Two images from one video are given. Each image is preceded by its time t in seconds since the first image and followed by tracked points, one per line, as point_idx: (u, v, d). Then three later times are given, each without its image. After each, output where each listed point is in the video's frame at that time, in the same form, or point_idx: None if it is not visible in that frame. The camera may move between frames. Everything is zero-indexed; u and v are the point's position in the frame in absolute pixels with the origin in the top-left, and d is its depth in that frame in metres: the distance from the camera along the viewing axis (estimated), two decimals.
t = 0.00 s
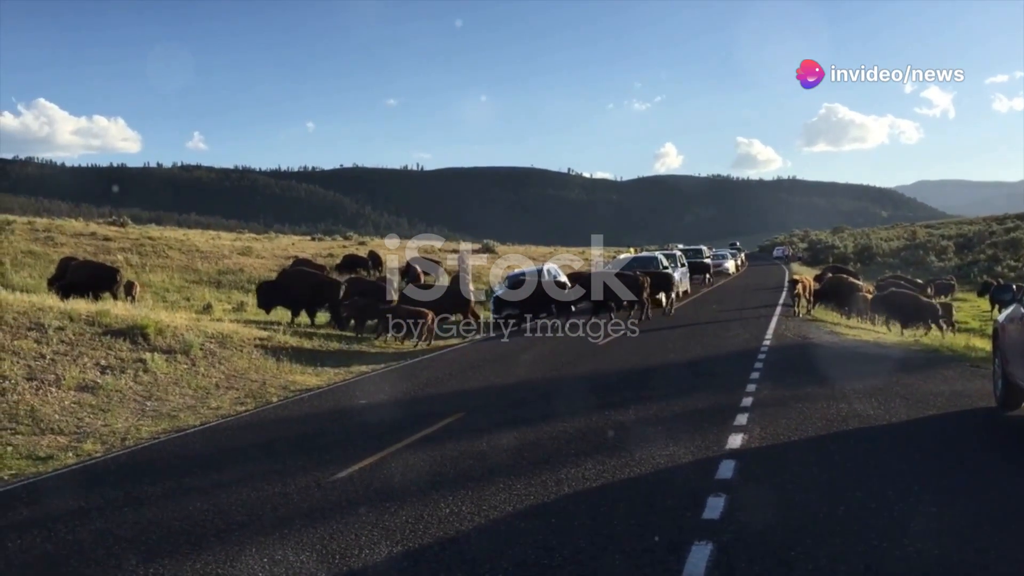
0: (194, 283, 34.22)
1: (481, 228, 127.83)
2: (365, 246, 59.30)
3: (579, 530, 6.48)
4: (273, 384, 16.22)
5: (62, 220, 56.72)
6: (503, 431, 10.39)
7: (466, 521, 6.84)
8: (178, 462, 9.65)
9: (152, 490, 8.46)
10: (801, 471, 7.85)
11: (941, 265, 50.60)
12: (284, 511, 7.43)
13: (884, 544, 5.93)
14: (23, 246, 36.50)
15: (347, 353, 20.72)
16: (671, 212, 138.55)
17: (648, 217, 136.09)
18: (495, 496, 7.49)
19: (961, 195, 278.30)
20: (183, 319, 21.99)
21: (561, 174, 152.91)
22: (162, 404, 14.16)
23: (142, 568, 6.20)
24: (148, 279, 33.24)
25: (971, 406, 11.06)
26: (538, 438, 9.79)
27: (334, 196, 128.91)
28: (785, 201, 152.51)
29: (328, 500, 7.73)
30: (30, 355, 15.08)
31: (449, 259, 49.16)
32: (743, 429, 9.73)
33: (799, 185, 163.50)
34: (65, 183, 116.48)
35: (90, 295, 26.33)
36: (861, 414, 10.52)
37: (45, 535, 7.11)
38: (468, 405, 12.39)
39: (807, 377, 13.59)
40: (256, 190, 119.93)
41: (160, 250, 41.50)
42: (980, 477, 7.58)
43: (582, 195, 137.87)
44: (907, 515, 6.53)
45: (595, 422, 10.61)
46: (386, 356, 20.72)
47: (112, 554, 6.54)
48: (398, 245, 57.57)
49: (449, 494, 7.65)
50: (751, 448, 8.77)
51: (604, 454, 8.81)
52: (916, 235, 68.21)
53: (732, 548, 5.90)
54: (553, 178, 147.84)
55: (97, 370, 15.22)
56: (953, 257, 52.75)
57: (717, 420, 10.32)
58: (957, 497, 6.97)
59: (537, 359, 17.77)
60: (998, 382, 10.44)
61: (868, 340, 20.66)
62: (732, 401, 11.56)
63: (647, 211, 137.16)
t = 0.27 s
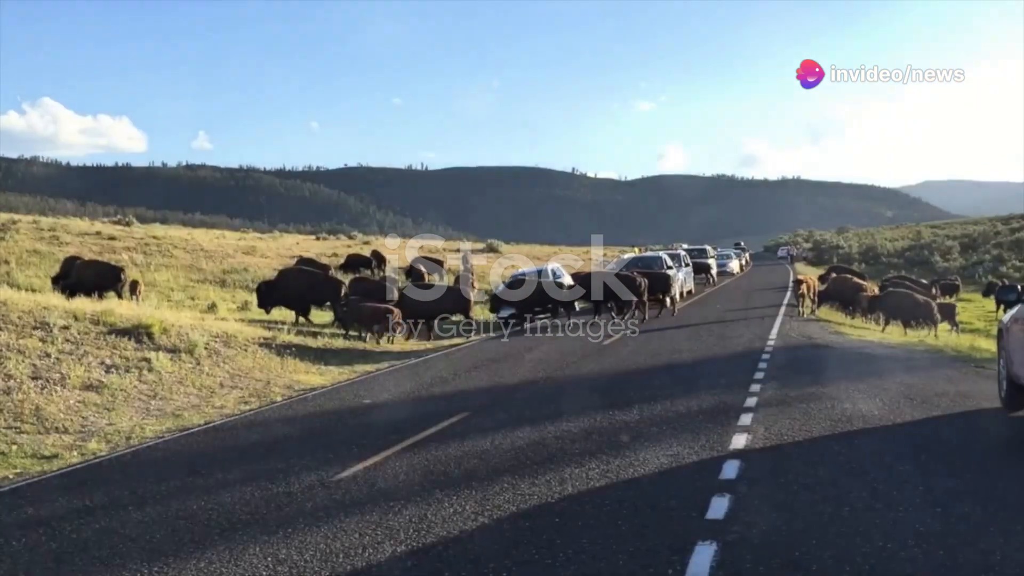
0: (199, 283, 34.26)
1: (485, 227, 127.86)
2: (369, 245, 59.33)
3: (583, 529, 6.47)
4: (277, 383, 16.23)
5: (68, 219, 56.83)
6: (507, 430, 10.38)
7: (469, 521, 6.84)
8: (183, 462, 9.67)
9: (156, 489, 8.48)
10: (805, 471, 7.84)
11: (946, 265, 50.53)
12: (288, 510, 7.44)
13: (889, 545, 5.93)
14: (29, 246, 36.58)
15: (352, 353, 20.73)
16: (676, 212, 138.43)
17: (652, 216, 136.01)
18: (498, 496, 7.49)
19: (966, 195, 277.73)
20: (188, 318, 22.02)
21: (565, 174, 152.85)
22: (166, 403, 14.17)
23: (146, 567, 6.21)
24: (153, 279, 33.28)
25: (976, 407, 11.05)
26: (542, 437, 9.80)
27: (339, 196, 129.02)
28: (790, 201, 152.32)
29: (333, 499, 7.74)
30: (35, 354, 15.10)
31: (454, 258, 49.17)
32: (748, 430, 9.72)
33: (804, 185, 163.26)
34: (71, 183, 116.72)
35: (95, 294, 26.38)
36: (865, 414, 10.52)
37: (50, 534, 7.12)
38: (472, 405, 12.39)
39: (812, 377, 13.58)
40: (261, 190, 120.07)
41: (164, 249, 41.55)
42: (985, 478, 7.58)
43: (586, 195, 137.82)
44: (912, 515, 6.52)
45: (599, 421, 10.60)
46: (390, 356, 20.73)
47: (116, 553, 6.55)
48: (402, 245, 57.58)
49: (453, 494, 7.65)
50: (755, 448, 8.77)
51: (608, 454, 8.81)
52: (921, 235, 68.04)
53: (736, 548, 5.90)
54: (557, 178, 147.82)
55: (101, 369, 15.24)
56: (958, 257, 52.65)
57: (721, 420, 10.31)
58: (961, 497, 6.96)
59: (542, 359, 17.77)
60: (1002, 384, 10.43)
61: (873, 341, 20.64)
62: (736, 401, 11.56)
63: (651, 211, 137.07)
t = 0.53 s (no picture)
0: (202, 283, 34.27)
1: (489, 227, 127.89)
2: (372, 245, 59.35)
3: (586, 529, 6.47)
4: (281, 383, 16.24)
5: (71, 219, 56.91)
6: (511, 430, 10.38)
7: (472, 520, 6.84)
8: (186, 461, 9.67)
9: (160, 488, 8.48)
10: (809, 472, 7.83)
11: (951, 264, 50.46)
12: (291, 510, 7.45)
13: (893, 545, 5.92)
14: (33, 245, 36.61)
15: (355, 352, 20.73)
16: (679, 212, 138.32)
17: (655, 216, 135.90)
18: (501, 496, 7.49)
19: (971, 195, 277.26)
20: (192, 318, 22.03)
21: (569, 174, 152.82)
22: (170, 403, 14.19)
23: (150, 567, 6.22)
24: (157, 279, 33.31)
25: (980, 407, 11.04)
26: (545, 437, 9.80)
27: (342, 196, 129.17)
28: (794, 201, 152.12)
29: (336, 499, 7.74)
30: (39, 354, 15.12)
31: (457, 258, 49.16)
32: (751, 430, 9.71)
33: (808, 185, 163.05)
34: (75, 183, 116.91)
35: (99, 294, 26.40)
36: (869, 414, 10.51)
37: (53, 533, 7.13)
38: (476, 405, 12.39)
39: (815, 377, 13.58)
40: (265, 190, 120.20)
41: (168, 249, 41.58)
42: (989, 478, 7.58)
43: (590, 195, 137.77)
44: (916, 516, 6.51)
45: (602, 421, 10.60)
46: (394, 356, 20.73)
47: (119, 553, 6.55)
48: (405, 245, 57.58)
49: (456, 494, 7.65)
50: (758, 449, 8.76)
51: (611, 454, 8.80)
52: (925, 235, 67.92)
53: (740, 548, 5.90)
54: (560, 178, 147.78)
55: (105, 369, 15.26)
56: (962, 257, 52.56)
57: (724, 420, 10.30)
58: (964, 498, 6.95)
59: (545, 359, 17.77)
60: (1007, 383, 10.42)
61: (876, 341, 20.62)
62: (739, 401, 11.55)
63: (655, 211, 136.97)
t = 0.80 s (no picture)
0: (205, 283, 34.30)
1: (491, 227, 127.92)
2: (375, 245, 59.38)
3: (589, 528, 6.49)
4: (283, 383, 16.26)
5: (73, 220, 56.94)
6: (513, 430, 10.40)
7: (474, 520, 6.84)
8: (189, 461, 9.69)
9: (162, 488, 8.50)
10: (810, 471, 7.84)
11: (953, 264, 50.43)
12: (293, 510, 7.46)
13: (895, 544, 5.93)
14: (35, 246, 36.64)
15: (357, 352, 20.75)
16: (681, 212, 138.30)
17: (657, 216, 135.88)
18: (503, 496, 7.49)
19: (973, 195, 277.07)
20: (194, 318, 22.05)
21: (571, 174, 152.81)
22: (173, 403, 14.21)
23: (154, 566, 6.24)
24: (159, 279, 33.34)
25: (982, 407, 11.05)
26: (547, 437, 9.80)
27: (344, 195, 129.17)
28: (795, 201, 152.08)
29: (338, 499, 7.75)
30: (42, 354, 15.15)
31: (459, 258, 49.17)
32: (754, 429, 9.73)
33: (810, 185, 162.98)
34: (78, 184, 117.08)
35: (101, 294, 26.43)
36: (871, 414, 10.51)
37: (55, 533, 7.14)
38: (478, 405, 12.40)
39: (818, 377, 13.59)
40: (267, 190, 120.28)
41: (170, 249, 41.61)
42: (991, 478, 7.58)
43: (592, 195, 137.76)
44: (918, 516, 6.53)
45: (604, 421, 10.61)
46: (396, 356, 20.74)
47: (122, 553, 6.56)
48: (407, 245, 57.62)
49: (459, 494, 7.66)
50: (761, 449, 8.76)
51: (613, 454, 8.81)
52: (928, 235, 67.90)
53: (742, 548, 5.90)
54: (562, 178, 147.81)
55: (107, 369, 15.29)
56: (965, 257, 52.54)
57: (726, 420, 10.31)
58: (966, 497, 6.97)
59: (547, 359, 17.78)
60: (1009, 384, 10.40)
61: (880, 341, 20.61)
62: (741, 401, 11.56)
63: (657, 211, 136.97)
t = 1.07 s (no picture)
0: (206, 283, 34.31)
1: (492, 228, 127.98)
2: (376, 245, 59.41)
3: (589, 528, 6.50)
4: (284, 383, 16.28)
5: (74, 220, 56.92)
6: (515, 430, 10.42)
7: (475, 520, 6.85)
8: (191, 461, 9.71)
9: (164, 488, 8.51)
10: (811, 471, 7.85)
11: (954, 264, 50.46)
12: (295, 510, 7.47)
13: (895, 544, 5.94)
14: (36, 246, 36.65)
15: (358, 352, 20.77)
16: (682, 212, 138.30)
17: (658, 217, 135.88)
18: (504, 495, 7.51)
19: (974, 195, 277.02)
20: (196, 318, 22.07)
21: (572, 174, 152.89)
22: (174, 403, 14.23)
23: (155, 565, 6.25)
24: (160, 279, 33.34)
25: (983, 407, 11.06)
26: (548, 437, 9.82)
27: (344, 196, 129.17)
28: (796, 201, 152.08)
29: (339, 499, 7.76)
30: (43, 354, 15.18)
31: (460, 258, 49.18)
32: (754, 429, 9.74)
33: (811, 185, 162.97)
34: (79, 184, 117.23)
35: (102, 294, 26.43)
36: (872, 414, 10.52)
37: (57, 533, 7.15)
38: (479, 405, 12.42)
39: (818, 377, 13.61)
40: (268, 190, 120.38)
41: (171, 250, 41.63)
42: (992, 478, 7.59)
43: (593, 196, 137.79)
44: (918, 515, 6.54)
45: (605, 421, 10.63)
46: (397, 356, 20.76)
47: (124, 553, 6.57)
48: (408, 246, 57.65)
49: (460, 493, 7.67)
50: (761, 449, 8.77)
51: (614, 454, 8.82)
52: (929, 235, 67.90)
53: (743, 548, 5.92)
54: (563, 179, 147.81)
55: (109, 369, 15.31)
56: (965, 257, 52.56)
57: (727, 420, 10.32)
58: (966, 497, 6.98)
59: (549, 359, 17.80)
60: (1010, 385, 10.41)
61: (881, 341, 20.61)
62: (742, 401, 11.56)
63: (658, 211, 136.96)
